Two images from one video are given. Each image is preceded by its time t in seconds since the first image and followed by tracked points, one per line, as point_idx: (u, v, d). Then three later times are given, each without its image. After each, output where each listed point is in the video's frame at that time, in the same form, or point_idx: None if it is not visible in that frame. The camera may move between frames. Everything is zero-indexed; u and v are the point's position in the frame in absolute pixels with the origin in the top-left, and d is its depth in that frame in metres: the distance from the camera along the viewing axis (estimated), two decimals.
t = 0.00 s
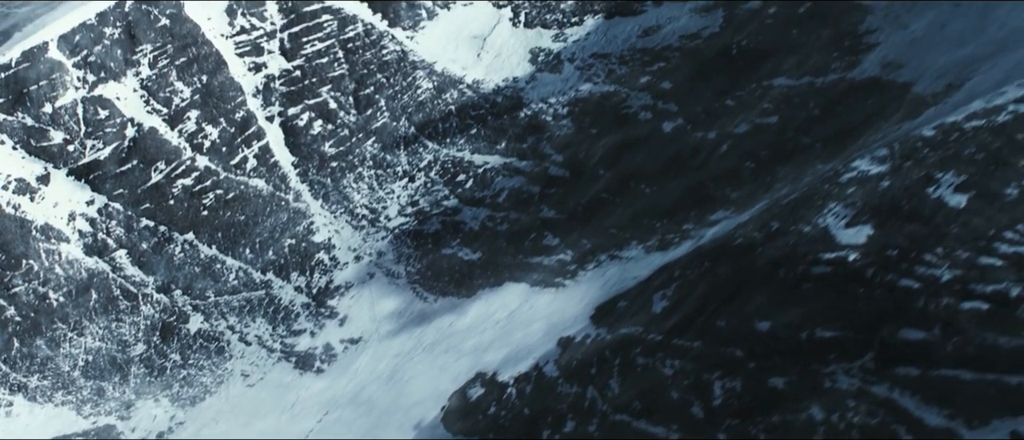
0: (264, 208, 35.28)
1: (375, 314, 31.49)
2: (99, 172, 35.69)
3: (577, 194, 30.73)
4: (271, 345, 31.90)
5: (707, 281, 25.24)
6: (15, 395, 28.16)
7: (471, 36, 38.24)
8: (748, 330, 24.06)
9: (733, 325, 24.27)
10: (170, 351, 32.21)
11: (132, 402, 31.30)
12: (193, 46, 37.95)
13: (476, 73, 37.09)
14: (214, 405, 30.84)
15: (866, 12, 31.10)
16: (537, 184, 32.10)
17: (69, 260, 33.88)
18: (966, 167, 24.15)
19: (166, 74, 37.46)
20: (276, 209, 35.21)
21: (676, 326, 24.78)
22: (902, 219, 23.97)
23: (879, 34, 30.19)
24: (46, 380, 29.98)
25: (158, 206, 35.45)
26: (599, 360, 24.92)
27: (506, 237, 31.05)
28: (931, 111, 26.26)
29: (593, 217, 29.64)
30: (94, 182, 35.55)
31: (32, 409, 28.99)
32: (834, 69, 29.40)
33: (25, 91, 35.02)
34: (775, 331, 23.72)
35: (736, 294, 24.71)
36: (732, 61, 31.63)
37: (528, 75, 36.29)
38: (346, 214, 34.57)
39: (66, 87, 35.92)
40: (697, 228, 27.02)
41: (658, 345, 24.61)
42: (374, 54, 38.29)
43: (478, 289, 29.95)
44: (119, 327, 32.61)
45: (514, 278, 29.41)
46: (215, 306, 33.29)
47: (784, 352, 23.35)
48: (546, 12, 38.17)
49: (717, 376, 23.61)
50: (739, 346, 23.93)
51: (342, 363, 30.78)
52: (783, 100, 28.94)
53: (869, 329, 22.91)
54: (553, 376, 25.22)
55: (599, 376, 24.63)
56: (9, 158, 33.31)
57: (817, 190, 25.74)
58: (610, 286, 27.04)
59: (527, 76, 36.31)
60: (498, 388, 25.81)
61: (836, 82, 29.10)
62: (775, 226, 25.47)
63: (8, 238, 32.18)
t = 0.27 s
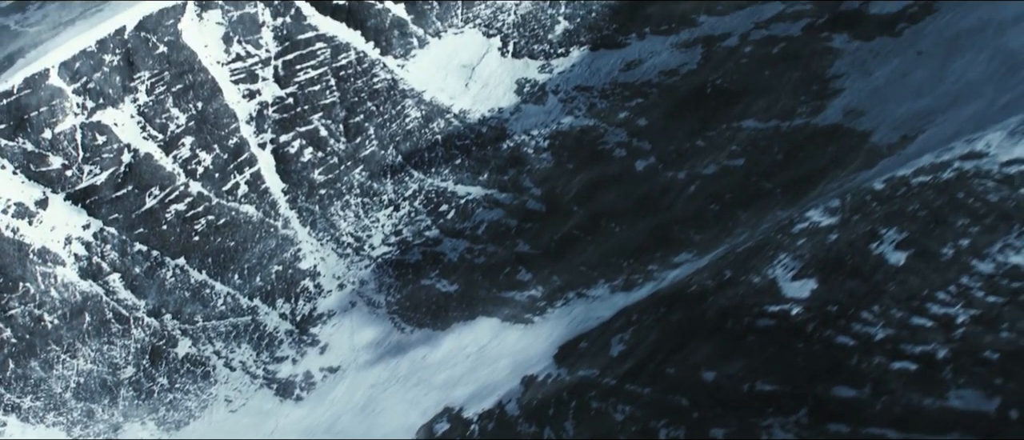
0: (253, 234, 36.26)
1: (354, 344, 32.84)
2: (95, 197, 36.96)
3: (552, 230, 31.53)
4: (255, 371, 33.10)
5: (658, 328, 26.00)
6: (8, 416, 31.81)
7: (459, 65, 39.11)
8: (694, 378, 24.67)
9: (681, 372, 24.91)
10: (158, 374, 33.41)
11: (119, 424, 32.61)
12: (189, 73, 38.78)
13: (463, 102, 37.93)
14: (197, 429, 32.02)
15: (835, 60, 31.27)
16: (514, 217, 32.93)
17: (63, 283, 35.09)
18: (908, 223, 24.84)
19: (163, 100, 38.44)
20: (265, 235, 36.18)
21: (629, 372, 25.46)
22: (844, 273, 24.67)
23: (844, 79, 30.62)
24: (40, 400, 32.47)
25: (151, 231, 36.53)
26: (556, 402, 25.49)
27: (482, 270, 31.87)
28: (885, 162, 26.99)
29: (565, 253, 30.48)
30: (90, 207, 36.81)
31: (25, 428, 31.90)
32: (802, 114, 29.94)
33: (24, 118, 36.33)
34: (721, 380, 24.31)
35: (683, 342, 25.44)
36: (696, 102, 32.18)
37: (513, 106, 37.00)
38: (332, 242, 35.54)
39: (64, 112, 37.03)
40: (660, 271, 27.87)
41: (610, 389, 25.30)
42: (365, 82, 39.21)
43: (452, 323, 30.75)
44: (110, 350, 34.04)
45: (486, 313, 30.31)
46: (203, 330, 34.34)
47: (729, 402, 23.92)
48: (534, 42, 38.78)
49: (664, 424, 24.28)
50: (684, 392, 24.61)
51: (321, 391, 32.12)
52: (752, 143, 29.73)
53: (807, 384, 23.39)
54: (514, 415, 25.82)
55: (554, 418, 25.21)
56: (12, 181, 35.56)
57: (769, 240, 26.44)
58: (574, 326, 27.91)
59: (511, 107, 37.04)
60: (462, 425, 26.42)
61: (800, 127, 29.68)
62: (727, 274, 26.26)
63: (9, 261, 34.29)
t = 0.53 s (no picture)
0: (247, 255, 37.16)
1: (339, 368, 34.33)
2: (95, 217, 37.96)
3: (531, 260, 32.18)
4: (244, 391, 34.26)
5: (621, 367, 26.81)
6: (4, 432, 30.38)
7: (453, 89, 39.82)
8: (652, 417, 25.20)
9: (641, 410, 25.54)
10: (152, 393, 34.46)
11: None
12: (189, 94, 40.01)
13: (455, 127, 38.61)
14: None
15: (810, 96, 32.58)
16: (498, 244, 33.25)
17: (63, 302, 36.04)
18: (860, 269, 25.90)
19: (163, 122, 39.49)
20: (258, 257, 37.07)
21: (592, 408, 26.13)
22: (798, 319, 25.47)
23: (818, 116, 32.07)
24: (38, 416, 32.67)
25: (149, 250, 37.49)
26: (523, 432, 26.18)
27: (464, 298, 32.62)
28: (847, 204, 28.36)
29: (545, 283, 31.19)
30: (90, 226, 37.79)
31: None
32: (772, 150, 31.38)
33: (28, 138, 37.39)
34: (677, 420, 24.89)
35: (645, 381, 26.18)
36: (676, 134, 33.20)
37: (503, 132, 37.65)
38: (323, 264, 36.39)
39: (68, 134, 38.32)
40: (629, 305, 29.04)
41: (574, 424, 25.86)
42: (360, 105, 39.98)
43: (433, 349, 31.66)
44: (106, 368, 34.82)
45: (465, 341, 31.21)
46: (197, 350, 35.28)
47: None
48: (523, 66, 39.81)
49: None
50: (643, 431, 24.99)
51: (307, 414, 33.65)
52: (725, 179, 31.20)
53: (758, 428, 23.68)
54: None
55: None
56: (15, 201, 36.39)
57: (733, 279, 27.71)
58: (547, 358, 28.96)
59: (501, 132, 37.73)
60: None
61: (769, 166, 30.95)
62: (689, 314, 27.32)
63: (10, 278, 34.60)
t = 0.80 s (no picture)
0: (242, 275, 38.14)
1: (326, 390, 35.08)
2: (95, 236, 39.10)
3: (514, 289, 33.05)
4: (234, 410, 35.20)
5: (589, 401, 27.91)
6: None
7: (446, 113, 40.62)
8: None
9: None
10: (146, 410, 35.64)
11: None
12: (190, 115, 41.01)
13: (447, 151, 39.38)
14: None
15: (783, 133, 32.62)
16: (481, 270, 34.27)
17: (63, 319, 37.12)
18: (815, 314, 26.50)
19: (163, 143, 40.55)
20: (253, 277, 38.05)
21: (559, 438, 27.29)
22: (752, 361, 26.36)
23: (791, 153, 32.09)
24: (36, 432, 34.51)
25: (147, 269, 38.58)
26: None
27: (447, 323, 33.52)
28: (811, 243, 28.72)
29: (523, 311, 32.14)
30: (92, 245, 38.94)
31: None
32: (747, 186, 31.77)
33: (33, 159, 38.84)
34: None
35: (603, 418, 27.10)
36: (657, 169, 33.35)
37: (493, 157, 38.33)
38: (315, 285, 37.33)
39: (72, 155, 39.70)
40: (605, 335, 30.04)
41: None
42: (355, 128, 40.83)
43: (415, 374, 32.55)
44: (103, 384, 36.02)
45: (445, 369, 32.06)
46: (191, 368, 36.40)
47: None
48: (515, 90, 40.48)
49: None
50: None
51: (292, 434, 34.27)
52: (701, 213, 31.79)
53: None
54: None
55: None
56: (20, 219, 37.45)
57: (697, 318, 28.45)
58: (523, 384, 30.06)
59: (491, 158, 38.41)
60: None
61: (742, 201, 31.39)
62: (653, 351, 28.17)
63: (14, 296, 36.19)
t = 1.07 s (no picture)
0: (234, 299, 39.33)
1: (309, 414, 35.60)
2: (94, 258, 40.41)
3: (492, 318, 33.88)
4: (220, 432, 36.14)
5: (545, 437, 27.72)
6: None
7: (436, 141, 41.63)
8: None
9: None
10: (136, 430, 36.79)
11: None
12: (188, 141, 42.22)
13: (434, 179, 40.38)
14: None
15: (751, 175, 31.98)
16: (462, 301, 35.35)
17: (62, 340, 38.30)
18: (759, 363, 24.67)
19: (162, 167, 41.77)
20: (244, 301, 39.23)
21: None
22: (697, 409, 24.52)
23: (757, 195, 31.06)
24: None
25: (143, 292, 39.84)
26: None
27: (426, 351, 34.42)
28: (766, 291, 27.17)
29: (496, 343, 32.83)
30: (90, 267, 40.27)
31: None
32: (713, 227, 30.94)
33: (36, 183, 40.14)
34: None
35: None
36: (632, 205, 33.96)
37: (478, 186, 39.35)
38: (303, 311, 38.47)
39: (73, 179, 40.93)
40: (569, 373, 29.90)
41: None
42: (348, 155, 41.85)
43: (391, 403, 33.35)
44: (98, 404, 37.14)
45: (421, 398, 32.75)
46: (181, 390, 37.58)
47: None
48: (503, 120, 41.35)
49: None
50: None
51: None
52: (668, 253, 31.24)
53: None
54: None
55: None
56: (22, 242, 39.40)
57: (648, 364, 27.15)
58: (488, 421, 29.95)
59: (476, 187, 39.41)
60: None
61: (708, 242, 30.52)
62: (610, 395, 26.98)
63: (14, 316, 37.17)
